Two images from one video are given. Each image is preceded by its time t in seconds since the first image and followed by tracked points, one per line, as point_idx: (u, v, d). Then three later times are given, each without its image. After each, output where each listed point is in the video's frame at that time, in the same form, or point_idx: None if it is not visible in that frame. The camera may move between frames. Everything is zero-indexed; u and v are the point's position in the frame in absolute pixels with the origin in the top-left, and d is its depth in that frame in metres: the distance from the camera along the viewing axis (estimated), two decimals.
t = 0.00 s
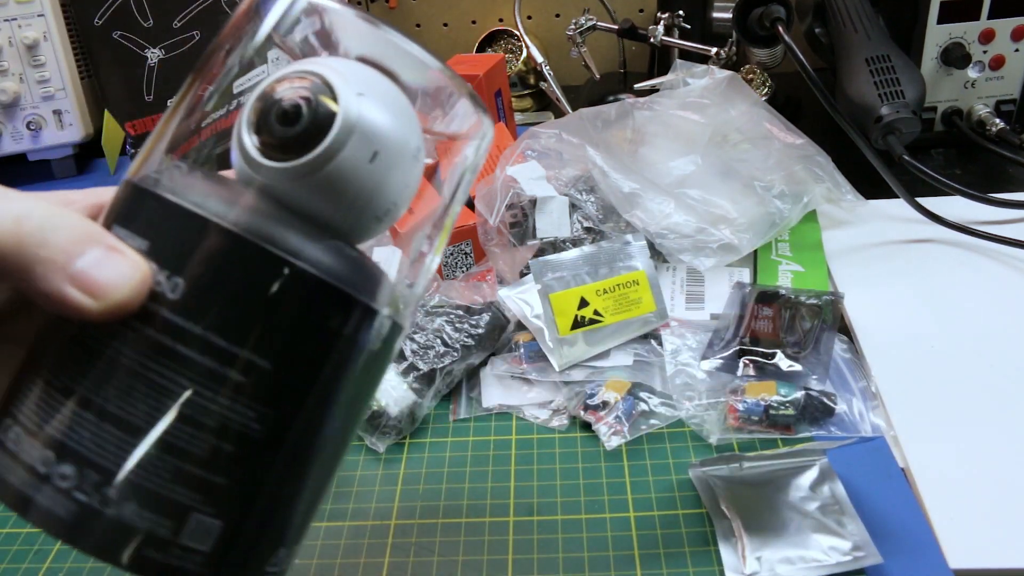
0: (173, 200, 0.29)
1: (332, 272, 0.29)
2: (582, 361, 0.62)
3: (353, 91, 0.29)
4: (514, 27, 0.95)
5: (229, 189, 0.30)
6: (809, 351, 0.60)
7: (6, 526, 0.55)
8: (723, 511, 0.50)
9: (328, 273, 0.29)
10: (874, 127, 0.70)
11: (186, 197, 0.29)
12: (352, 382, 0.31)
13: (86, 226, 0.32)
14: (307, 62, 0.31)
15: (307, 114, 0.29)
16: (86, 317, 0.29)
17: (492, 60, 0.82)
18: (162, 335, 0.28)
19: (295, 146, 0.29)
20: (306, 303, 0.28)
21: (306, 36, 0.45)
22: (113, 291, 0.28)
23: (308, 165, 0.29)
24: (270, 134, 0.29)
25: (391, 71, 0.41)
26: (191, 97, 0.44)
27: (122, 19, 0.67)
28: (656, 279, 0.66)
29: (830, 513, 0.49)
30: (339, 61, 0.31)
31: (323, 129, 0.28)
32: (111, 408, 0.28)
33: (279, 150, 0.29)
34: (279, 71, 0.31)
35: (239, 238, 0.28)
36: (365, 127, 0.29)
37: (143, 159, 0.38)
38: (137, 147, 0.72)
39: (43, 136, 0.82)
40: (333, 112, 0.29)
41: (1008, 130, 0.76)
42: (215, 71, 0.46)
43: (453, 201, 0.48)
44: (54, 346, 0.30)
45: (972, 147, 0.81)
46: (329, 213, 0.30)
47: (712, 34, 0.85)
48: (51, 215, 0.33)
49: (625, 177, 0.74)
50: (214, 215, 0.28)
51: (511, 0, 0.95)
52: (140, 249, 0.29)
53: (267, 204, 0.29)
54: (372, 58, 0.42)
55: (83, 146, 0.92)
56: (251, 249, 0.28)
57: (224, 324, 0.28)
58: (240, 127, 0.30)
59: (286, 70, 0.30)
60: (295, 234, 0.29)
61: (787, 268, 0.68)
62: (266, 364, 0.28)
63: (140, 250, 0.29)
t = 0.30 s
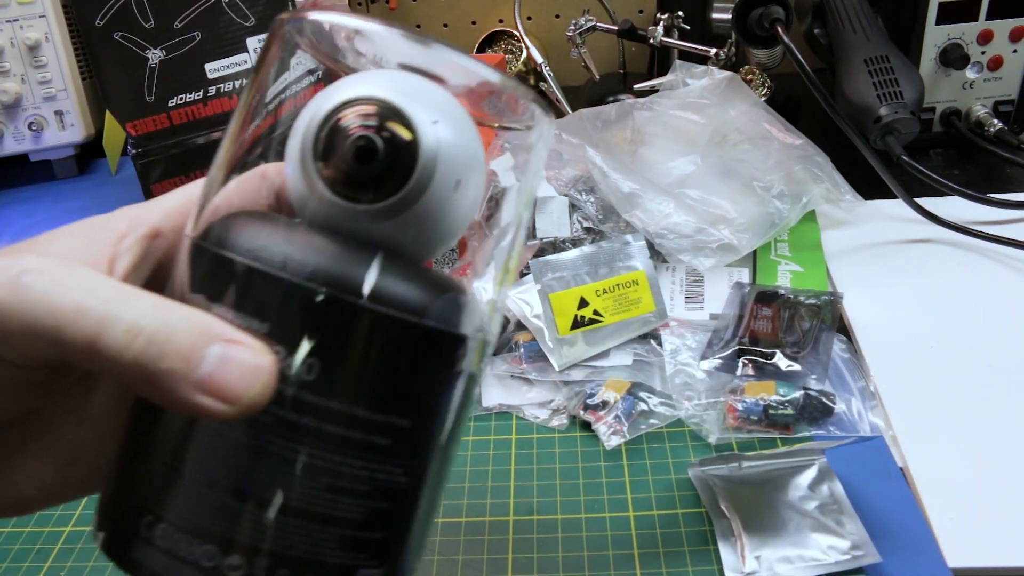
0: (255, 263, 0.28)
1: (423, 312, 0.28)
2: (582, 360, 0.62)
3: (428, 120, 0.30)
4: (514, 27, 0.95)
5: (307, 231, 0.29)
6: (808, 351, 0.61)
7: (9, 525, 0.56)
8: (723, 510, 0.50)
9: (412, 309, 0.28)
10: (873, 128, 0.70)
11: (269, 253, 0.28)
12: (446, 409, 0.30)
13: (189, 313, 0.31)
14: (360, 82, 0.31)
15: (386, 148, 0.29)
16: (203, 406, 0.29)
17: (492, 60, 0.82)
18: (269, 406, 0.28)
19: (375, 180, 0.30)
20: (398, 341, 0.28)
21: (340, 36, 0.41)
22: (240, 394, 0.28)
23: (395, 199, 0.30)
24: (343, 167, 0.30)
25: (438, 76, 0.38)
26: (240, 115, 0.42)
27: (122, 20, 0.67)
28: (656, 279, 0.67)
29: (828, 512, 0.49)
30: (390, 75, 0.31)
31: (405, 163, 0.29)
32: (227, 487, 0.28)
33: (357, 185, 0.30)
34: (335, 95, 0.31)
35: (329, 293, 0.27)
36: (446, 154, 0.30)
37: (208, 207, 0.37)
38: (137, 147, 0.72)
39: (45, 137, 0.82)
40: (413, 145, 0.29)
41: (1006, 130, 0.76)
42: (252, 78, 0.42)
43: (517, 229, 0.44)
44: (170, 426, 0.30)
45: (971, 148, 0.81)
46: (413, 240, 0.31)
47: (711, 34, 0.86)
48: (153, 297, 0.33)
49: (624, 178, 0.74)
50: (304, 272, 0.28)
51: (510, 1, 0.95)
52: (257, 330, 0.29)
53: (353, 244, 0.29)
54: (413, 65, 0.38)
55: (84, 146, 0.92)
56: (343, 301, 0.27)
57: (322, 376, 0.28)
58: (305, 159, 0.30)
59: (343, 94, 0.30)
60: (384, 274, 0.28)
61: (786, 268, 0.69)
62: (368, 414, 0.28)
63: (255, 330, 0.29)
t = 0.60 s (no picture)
0: (299, 284, 0.28)
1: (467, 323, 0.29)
2: (582, 360, 0.63)
3: (456, 131, 0.30)
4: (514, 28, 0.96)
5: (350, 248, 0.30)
6: (807, 351, 0.61)
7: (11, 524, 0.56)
8: (722, 510, 0.50)
9: (455, 319, 0.29)
10: (871, 128, 0.71)
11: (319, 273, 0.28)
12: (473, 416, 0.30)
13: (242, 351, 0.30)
14: (376, 94, 0.31)
15: (418, 161, 0.29)
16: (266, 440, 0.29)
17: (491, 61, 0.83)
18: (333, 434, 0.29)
19: (409, 193, 0.30)
20: (428, 352, 0.28)
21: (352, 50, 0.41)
22: (302, 424, 0.28)
23: (432, 209, 0.30)
24: (376, 183, 0.30)
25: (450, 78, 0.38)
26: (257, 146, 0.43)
27: (123, 20, 0.67)
28: (655, 279, 0.67)
29: (827, 511, 0.49)
30: (402, 83, 0.31)
31: (438, 173, 0.30)
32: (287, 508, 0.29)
33: (389, 198, 0.30)
34: (353, 111, 0.30)
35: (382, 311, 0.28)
36: (476, 160, 0.31)
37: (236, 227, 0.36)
38: (139, 147, 0.72)
39: (47, 138, 0.83)
40: (442, 155, 0.30)
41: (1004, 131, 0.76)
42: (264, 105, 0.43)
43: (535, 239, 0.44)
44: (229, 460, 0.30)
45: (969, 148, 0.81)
46: (446, 246, 0.31)
47: (711, 35, 0.86)
48: (207, 328, 0.32)
49: (624, 178, 0.74)
50: (354, 292, 0.28)
51: (510, 2, 0.95)
52: (313, 355, 0.29)
53: (394, 259, 0.30)
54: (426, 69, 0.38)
55: (85, 148, 0.93)
56: (392, 320, 0.28)
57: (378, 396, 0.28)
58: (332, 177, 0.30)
59: (363, 108, 0.30)
60: (426, 288, 0.29)
61: (785, 268, 0.69)
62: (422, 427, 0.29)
63: (307, 354, 0.29)
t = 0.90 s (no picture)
0: (302, 394, 0.27)
1: (476, 425, 0.29)
2: (582, 360, 0.63)
3: (456, 219, 0.30)
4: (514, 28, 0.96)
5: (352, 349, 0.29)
6: (806, 351, 0.61)
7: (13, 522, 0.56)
8: (722, 510, 0.50)
9: (461, 420, 0.28)
10: (871, 128, 0.71)
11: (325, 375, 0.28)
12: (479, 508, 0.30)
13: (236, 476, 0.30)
14: (365, 178, 0.30)
15: (415, 251, 0.29)
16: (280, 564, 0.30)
17: (492, 61, 0.83)
18: (333, 545, 0.29)
19: (408, 284, 0.29)
20: (421, 454, 0.28)
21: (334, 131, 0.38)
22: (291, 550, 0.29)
23: (434, 299, 0.30)
24: (372, 275, 0.29)
25: (443, 159, 0.35)
26: (247, 228, 0.40)
27: (124, 21, 0.67)
28: (655, 280, 0.67)
29: (827, 511, 0.49)
30: (393, 165, 0.31)
31: (438, 261, 0.29)
32: None
33: (388, 291, 0.29)
34: (342, 199, 0.29)
35: (394, 419, 0.27)
36: (474, 244, 0.30)
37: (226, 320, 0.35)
38: (139, 147, 0.72)
39: (47, 138, 0.83)
40: (440, 241, 0.29)
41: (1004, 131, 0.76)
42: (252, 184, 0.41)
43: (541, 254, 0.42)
44: None
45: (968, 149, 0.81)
46: (449, 337, 0.31)
47: (711, 35, 0.86)
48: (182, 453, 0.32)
49: (624, 178, 0.74)
50: (365, 400, 0.27)
51: (510, 2, 0.96)
52: (315, 466, 0.28)
53: (397, 358, 0.29)
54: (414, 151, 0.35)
55: (86, 148, 0.93)
56: (396, 427, 0.27)
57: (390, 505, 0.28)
58: (325, 271, 0.29)
59: (353, 196, 0.29)
60: (431, 390, 0.28)
61: (785, 268, 0.69)
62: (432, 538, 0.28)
63: (308, 466, 0.28)
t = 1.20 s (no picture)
0: (350, 396, 0.27)
1: (515, 430, 0.29)
2: (582, 360, 0.63)
3: (506, 224, 0.30)
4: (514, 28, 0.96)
5: (398, 353, 0.29)
6: (806, 351, 0.61)
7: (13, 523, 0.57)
8: (722, 510, 0.50)
9: (504, 422, 0.29)
10: (871, 128, 0.71)
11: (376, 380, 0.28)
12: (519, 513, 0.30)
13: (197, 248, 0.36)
14: (412, 183, 0.30)
15: (463, 256, 0.28)
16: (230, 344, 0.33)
17: (492, 61, 0.83)
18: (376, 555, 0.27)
19: (456, 288, 0.29)
20: (467, 458, 0.28)
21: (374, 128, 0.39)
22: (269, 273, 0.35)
23: (481, 304, 0.29)
24: (420, 281, 0.29)
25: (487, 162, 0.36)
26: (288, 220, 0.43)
27: (123, 21, 0.67)
28: (655, 280, 0.67)
29: (827, 511, 0.49)
30: (441, 168, 0.31)
31: (486, 265, 0.29)
32: None
33: (435, 298, 0.29)
34: (387, 206, 0.29)
35: (439, 425, 0.27)
36: (524, 250, 0.30)
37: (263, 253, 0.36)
38: (139, 147, 0.72)
39: (47, 138, 0.83)
40: (488, 245, 0.29)
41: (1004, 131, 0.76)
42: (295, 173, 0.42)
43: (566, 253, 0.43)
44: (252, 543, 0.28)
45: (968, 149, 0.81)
46: (495, 340, 0.31)
47: (711, 36, 0.86)
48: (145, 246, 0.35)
49: (624, 178, 0.74)
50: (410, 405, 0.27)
51: (510, 2, 0.96)
52: (364, 472, 0.27)
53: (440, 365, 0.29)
54: (463, 154, 0.36)
55: (86, 148, 0.93)
56: (445, 432, 0.27)
57: (432, 514, 0.27)
58: (371, 279, 0.29)
59: (397, 203, 0.29)
60: (473, 394, 0.29)
61: (785, 268, 0.69)
62: (473, 543, 0.28)
63: (358, 472, 0.27)
